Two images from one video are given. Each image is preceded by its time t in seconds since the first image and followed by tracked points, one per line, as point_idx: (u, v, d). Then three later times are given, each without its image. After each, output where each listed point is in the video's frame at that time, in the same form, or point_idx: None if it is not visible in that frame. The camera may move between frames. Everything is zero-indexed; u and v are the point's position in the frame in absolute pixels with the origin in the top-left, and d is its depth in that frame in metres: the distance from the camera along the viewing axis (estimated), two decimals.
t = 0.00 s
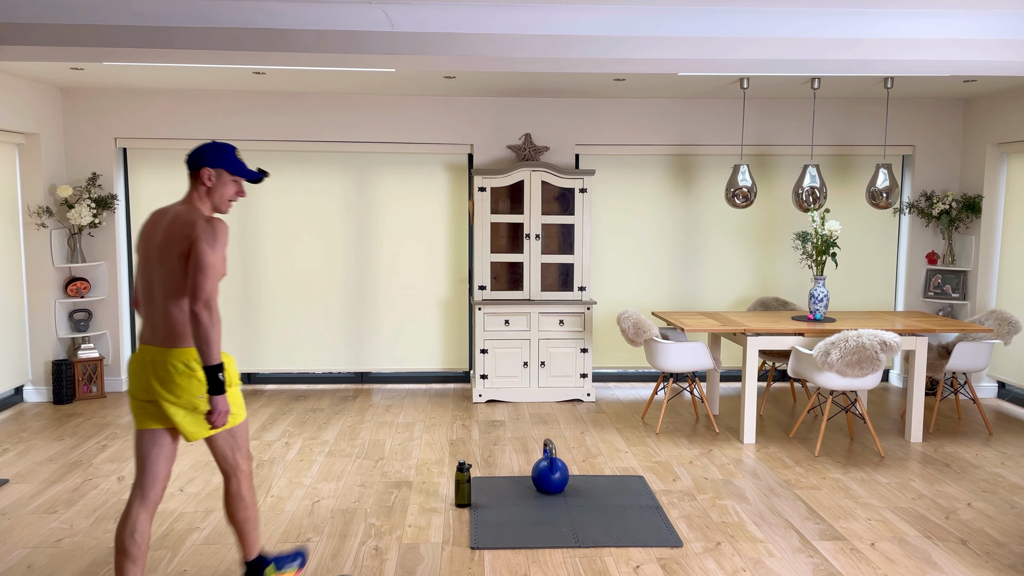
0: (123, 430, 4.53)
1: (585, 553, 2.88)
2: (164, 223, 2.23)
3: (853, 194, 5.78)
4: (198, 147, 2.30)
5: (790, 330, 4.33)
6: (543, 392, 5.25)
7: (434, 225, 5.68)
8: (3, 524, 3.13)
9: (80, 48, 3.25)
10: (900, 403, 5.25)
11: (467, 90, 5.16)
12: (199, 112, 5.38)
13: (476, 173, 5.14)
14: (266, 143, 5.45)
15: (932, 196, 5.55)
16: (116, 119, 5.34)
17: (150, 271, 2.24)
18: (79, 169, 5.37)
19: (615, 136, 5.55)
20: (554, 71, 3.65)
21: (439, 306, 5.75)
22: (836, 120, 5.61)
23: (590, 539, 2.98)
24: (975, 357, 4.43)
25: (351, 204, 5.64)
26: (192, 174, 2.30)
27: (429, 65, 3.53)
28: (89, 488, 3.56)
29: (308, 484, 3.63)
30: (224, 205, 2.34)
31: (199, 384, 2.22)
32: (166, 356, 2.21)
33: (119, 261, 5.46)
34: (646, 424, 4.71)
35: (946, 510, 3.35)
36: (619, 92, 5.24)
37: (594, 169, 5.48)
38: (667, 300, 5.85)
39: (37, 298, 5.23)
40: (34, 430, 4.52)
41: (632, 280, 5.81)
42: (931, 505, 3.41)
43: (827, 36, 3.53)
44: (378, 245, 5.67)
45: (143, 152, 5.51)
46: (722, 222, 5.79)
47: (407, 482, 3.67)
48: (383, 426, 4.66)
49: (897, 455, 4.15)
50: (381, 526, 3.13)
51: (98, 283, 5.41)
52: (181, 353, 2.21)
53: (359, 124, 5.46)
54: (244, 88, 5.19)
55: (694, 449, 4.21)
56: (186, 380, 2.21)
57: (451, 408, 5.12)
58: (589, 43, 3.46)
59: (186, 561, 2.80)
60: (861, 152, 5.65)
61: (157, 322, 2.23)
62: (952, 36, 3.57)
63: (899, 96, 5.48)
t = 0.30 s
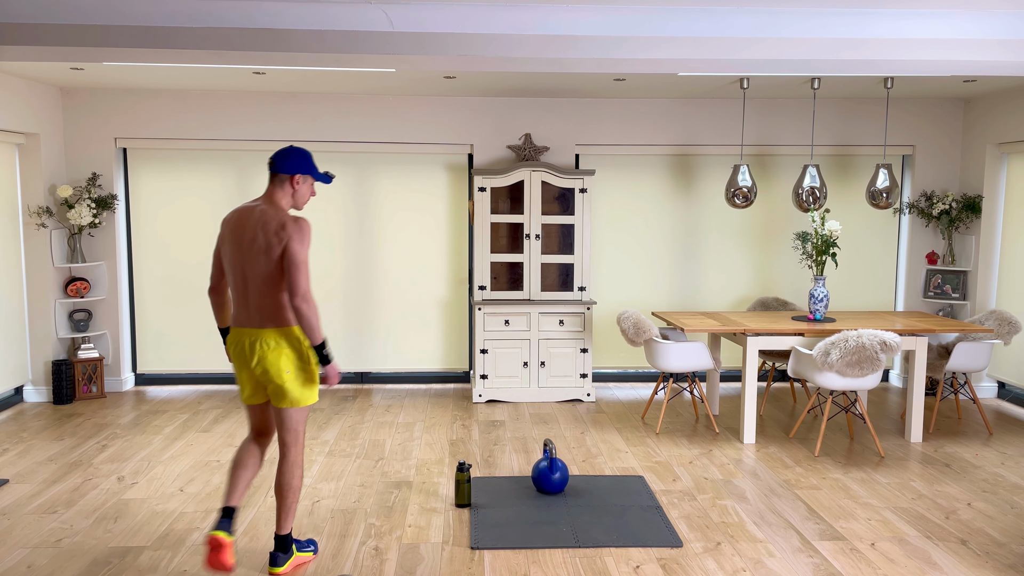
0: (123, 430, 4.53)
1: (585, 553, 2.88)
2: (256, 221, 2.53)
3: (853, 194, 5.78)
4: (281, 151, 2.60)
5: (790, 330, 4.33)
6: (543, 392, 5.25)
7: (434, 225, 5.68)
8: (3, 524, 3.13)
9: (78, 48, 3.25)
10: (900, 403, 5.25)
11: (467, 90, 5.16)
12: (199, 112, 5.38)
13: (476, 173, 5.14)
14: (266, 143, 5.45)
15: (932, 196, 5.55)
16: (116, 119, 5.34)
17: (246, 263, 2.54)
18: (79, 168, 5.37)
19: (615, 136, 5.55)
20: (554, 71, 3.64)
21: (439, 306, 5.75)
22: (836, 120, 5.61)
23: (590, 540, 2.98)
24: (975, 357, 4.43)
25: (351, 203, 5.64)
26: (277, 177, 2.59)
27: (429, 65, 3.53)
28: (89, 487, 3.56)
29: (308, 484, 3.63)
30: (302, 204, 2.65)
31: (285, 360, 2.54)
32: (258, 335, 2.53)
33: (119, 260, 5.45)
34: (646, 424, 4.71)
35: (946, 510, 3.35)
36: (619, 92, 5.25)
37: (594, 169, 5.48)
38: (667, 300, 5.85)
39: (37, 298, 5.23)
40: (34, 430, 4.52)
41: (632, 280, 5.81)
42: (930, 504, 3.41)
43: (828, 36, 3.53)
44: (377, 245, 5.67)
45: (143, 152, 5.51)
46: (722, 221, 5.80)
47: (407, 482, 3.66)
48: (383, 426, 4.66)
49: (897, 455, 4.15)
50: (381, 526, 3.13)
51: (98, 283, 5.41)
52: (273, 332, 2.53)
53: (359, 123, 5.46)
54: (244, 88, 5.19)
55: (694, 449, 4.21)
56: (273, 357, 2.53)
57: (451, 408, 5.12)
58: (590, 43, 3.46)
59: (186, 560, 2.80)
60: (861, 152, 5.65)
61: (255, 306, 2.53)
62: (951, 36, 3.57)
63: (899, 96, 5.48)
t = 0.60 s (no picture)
0: (123, 430, 4.53)
1: (585, 553, 2.88)
2: (317, 226, 2.80)
3: (853, 194, 5.78)
4: (338, 165, 2.87)
5: (790, 330, 4.33)
6: (543, 392, 5.25)
7: (433, 225, 5.68)
8: (3, 524, 3.13)
9: (78, 48, 3.25)
10: (900, 403, 5.25)
11: (467, 90, 5.16)
12: (199, 112, 5.38)
13: (476, 172, 5.14)
14: (266, 143, 5.45)
15: (932, 196, 5.55)
16: (116, 119, 5.34)
17: (309, 265, 2.81)
18: (78, 168, 5.36)
19: (615, 136, 5.55)
20: (554, 71, 3.64)
21: (439, 306, 5.75)
22: (836, 120, 5.61)
23: (590, 539, 2.98)
24: (975, 357, 4.43)
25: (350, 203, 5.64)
26: (332, 186, 2.86)
27: (429, 65, 3.53)
28: (89, 487, 3.56)
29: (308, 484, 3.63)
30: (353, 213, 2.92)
31: (339, 351, 2.78)
32: (316, 327, 2.80)
33: (119, 260, 5.45)
34: (646, 424, 4.71)
35: (946, 510, 3.35)
36: (619, 92, 5.24)
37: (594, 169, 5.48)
38: (667, 300, 5.85)
39: (37, 298, 5.23)
40: (34, 430, 4.52)
41: (632, 280, 5.81)
42: (930, 504, 3.41)
43: (829, 36, 3.53)
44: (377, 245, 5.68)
45: (143, 152, 5.51)
46: (721, 221, 5.79)
47: (407, 482, 3.66)
48: (383, 426, 4.66)
49: (897, 455, 4.15)
50: (381, 526, 3.13)
51: (98, 283, 5.41)
52: (330, 326, 2.78)
53: (358, 123, 5.45)
54: (244, 88, 5.19)
55: (694, 449, 4.21)
56: (329, 347, 2.78)
57: (451, 408, 5.12)
58: (590, 43, 3.46)
59: (186, 561, 2.80)
60: (861, 152, 5.65)
61: (315, 301, 2.80)
62: (951, 36, 3.57)
63: (899, 96, 5.48)
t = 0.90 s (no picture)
0: (123, 430, 4.53)
1: (585, 553, 2.88)
2: (365, 217, 3.22)
3: (853, 194, 5.78)
4: (392, 164, 3.27)
5: (790, 330, 4.33)
6: (543, 392, 5.25)
7: (433, 225, 5.68)
8: (3, 524, 3.13)
9: (78, 48, 3.25)
10: (900, 403, 5.25)
11: (468, 90, 5.16)
12: (199, 113, 5.38)
13: (477, 172, 5.14)
14: (266, 143, 5.45)
15: (932, 196, 5.55)
16: (116, 119, 5.34)
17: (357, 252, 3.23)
18: (78, 168, 5.36)
19: (616, 136, 5.55)
20: (555, 71, 3.65)
21: (439, 306, 5.74)
22: (836, 120, 5.61)
23: (590, 540, 2.98)
24: (975, 357, 4.44)
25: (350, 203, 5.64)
26: (385, 182, 3.27)
27: (429, 65, 3.53)
28: (89, 487, 3.56)
29: (308, 484, 3.63)
30: (402, 208, 3.33)
31: (383, 333, 3.23)
32: (362, 311, 3.24)
33: (119, 260, 5.45)
34: (646, 424, 4.71)
35: (946, 510, 3.35)
36: (619, 92, 5.24)
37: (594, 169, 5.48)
38: (667, 301, 5.85)
39: (37, 298, 5.23)
40: (34, 430, 4.52)
41: (632, 280, 5.81)
42: (930, 504, 3.41)
43: (831, 36, 3.53)
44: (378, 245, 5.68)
45: (143, 152, 5.51)
46: (722, 221, 5.79)
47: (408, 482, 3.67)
48: (383, 426, 4.66)
49: (897, 455, 4.15)
50: (381, 526, 3.13)
51: (98, 283, 5.40)
52: (375, 308, 3.23)
53: (358, 124, 5.46)
54: (244, 88, 5.19)
55: (694, 449, 4.21)
56: (374, 328, 3.23)
57: (451, 408, 5.12)
58: (589, 43, 3.46)
59: (186, 561, 2.80)
60: (861, 152, 5.65)
61: (360, 285, 3.24)
62: (952, 37, 3.57)
63: (899, 96, 5.48)
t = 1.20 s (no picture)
0: (123, 430, 4.53)
1: (585, 553, 2.88)
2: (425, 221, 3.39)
3: (853, 194, 5.78)
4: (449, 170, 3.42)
5: (790, 330, 4.33)
6: (543, 392, 5.25)
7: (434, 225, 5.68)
8: (3, 524, 3.13)
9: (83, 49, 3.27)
10: (900, 403, 5.25)
11: (468, 90, 5.16)
12: (199, 113, 5.38)
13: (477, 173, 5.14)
14: (266, 143, 5.46)
15: (932, 196, 5.55)
16: (116, 119, 5.34)
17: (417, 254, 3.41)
18: (78, 168, 5.36)
19: (616, 136, 5.55)
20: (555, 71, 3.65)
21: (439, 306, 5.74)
22: (836, 120, 5.61)
23: (590, 540, 2.98)
24: (976, 357, 4.43)
25: (350, 203, 5.64)
26: (442, 190, 3.43)
27: (429, 66, 3.53)
28: (89, 487, 3.56)
29: (308, 484, 3.63)
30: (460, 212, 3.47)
31: (439, 328, 3.41)
32: (421, 308, 3.42)
33: (119, 260, 5.45)
34: (646, 424, 4.71)
35: (946, 510, 3.35)
36: (620, 92, 5.25)
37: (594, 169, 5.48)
38: (667, 300, 5.84)
39: (37, 298, 5.23)
40: (34, 430, 4.52)
41: (632, 280, 5.81)
42: (930, 504, 3.41)
43: (830, 36, 3.53)
44: (378, 245, 5.68)
45: (143, 152, 5.50)
46: (721, 221, 5.79)
47: (408, 482, 3.67)
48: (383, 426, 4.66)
49: (897, 455, 4.15)
50: (381, 526, 3.13)
51: (98, 283, 5.41)
52: (432, 306, 3.40)
53: (359, 123, 5.46)
54: (245, 88, 5.19)
55: (694, 449, 4.21)
56: (431, 324, 3.41)
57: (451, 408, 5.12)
58: (588, 43, 3.46)
59: (186, 561, 2.80)
60: (861, 152, 5.65)
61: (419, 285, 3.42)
62: (951, 38, 3.58)
63: (899, 96, 5.48)
